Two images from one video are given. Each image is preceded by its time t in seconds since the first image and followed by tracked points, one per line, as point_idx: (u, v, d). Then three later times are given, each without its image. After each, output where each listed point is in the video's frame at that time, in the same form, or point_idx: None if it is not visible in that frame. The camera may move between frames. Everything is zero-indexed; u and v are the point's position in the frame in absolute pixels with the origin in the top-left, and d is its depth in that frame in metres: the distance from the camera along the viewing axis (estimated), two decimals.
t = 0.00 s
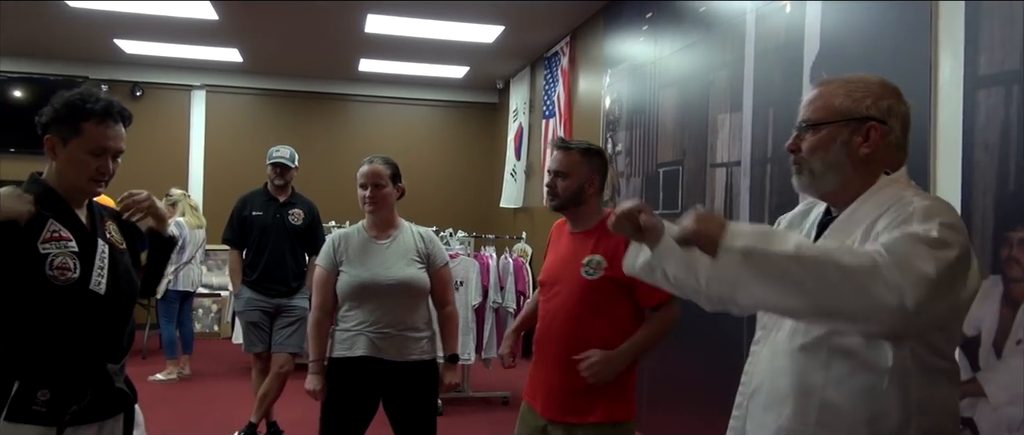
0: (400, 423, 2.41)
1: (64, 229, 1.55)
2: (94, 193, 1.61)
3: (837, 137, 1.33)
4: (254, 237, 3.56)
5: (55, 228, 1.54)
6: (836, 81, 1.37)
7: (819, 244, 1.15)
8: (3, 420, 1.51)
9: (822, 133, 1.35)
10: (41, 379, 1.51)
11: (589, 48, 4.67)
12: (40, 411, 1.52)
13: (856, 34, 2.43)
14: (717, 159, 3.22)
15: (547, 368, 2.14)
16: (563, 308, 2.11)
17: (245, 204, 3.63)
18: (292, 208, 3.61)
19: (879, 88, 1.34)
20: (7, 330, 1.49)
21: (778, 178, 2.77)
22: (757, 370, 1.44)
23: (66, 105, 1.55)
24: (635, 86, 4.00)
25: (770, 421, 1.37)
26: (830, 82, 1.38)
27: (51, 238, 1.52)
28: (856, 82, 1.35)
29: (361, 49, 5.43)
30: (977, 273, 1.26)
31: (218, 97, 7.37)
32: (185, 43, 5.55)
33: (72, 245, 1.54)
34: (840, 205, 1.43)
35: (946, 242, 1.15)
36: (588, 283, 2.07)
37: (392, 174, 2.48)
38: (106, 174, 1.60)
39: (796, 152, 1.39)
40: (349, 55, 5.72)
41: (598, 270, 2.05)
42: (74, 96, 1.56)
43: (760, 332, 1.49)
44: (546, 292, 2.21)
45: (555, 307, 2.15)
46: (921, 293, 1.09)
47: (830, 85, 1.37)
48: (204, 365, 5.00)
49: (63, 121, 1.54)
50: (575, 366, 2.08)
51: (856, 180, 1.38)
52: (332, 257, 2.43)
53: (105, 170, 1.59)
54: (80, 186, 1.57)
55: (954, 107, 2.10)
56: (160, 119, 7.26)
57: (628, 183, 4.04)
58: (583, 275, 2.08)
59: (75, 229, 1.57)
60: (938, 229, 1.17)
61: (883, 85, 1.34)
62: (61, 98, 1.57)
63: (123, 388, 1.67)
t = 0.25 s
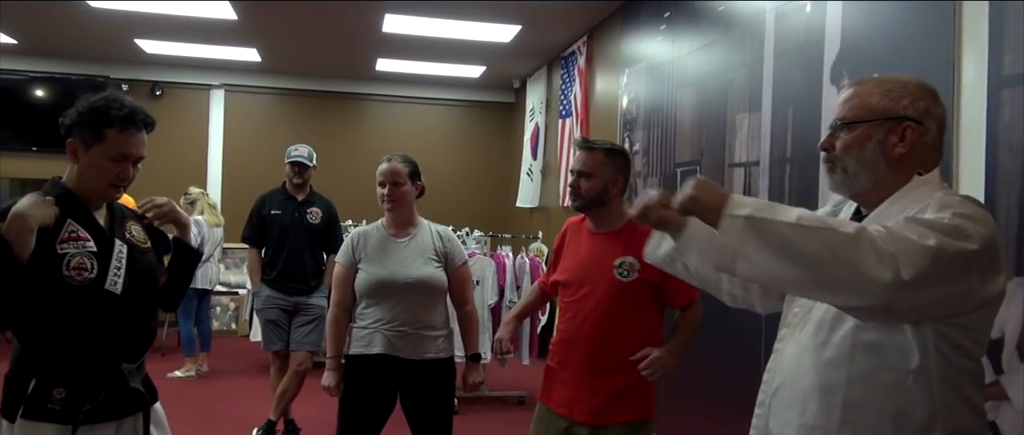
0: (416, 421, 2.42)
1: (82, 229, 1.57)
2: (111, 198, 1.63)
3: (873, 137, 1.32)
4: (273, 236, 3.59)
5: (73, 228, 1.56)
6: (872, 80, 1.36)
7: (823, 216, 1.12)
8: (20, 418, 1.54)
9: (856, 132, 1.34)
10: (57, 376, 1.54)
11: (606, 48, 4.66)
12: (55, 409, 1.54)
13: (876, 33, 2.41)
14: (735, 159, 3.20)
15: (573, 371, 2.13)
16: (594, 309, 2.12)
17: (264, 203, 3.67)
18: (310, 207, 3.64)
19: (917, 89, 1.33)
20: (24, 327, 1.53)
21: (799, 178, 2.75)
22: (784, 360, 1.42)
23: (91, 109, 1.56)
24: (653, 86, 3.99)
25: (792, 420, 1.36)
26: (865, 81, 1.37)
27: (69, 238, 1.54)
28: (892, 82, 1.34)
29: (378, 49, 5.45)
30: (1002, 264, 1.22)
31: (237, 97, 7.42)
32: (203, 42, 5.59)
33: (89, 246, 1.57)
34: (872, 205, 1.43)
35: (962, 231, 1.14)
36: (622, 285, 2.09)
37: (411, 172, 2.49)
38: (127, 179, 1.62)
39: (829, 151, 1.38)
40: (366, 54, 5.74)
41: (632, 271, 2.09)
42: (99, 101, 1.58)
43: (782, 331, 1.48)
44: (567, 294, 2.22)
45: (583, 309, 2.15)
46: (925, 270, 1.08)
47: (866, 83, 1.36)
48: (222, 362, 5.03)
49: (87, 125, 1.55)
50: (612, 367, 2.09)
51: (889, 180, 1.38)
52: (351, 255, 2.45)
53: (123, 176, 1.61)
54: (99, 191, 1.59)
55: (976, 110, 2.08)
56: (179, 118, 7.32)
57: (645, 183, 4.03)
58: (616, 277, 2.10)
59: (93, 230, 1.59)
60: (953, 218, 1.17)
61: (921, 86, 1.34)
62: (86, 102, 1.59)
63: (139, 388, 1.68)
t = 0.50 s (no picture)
0: (414, 419, 2.42)
1: (103, 229, 1.58)
2: (135, 198, 1.64)
3: (889, 141, 1.39)
4: (289, 235, 3.63)
5: (94, 227, 1.57)
6: (887, 85, 1.43)
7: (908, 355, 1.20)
8: (43, 416, 1.55)
9: (873, 138, 1.42)
10: (79, 374, 1.56)
11: (622, 46, 4.64)
12: (77, 406, 1.55)
13: (895, 32, 2.38)
14: (751, 158, 3.18)
15: (589, 367, 2.13)
16: (610, 305, 2.12)
17: (281, 202, 3.70)
18: (326, 206, 3.67)
19: (929, 90, 1.39)
20: (46, 321, 1.53)
21: (817, 177, 2.71)
22: (802, 354, 1.44)
23: (115, 111, 1.57)
24: (669, 85, 3.98)
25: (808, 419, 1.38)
26: (881, 87, 1.44)
27: (90, 237, 1.56)
28: (907, 85, 1.41)
29: (394, 48, 5.47)
30: None
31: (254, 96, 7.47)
32: (221, 42, 5.64)
33: (110, 245, 1.58)
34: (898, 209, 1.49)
35: (1003, 277, 1.19)
36: (640, 281, 2.09)
37: (423, 170, 2.49)
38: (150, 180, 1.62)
39: (849, 160, 1.47)
40: (382, 54, 5.76)
41: (649, 267, 2.08)
42: (124, 102, 1.58)
43: (804, 328, 1.51)
44: (584, 289, 2.21)
45: (600, 305, 2.14)
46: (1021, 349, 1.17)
47: (880, 89, 1.43)
48: (239, 360, 5.07)
49: (110, 127, 1.55)
50: (626, 362, 2.08)
51: (912, 183, 1.43)
52: (357, 247, 2.45)
53: (147, 177, 1.61)
54: (122, 191, 1.60)
55: (999, 105, 2.02)
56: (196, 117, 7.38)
57: (661, 182, 4.02)
58: (633, 273, 2.10)
59: (115, 229, 1.60)
60: (1003, 257, 1.21)
61: (934, 86, 1.39)
62: (111, 103, 1.59)
63: (160, 386, 1.69)
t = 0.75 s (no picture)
0: (425, 419, 2.43)
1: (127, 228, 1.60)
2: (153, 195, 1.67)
3: (896, 138, 1.41)
4: (308, 234, 3.68)
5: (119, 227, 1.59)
6: (894, 81, 1.45)
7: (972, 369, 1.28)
8: (65, 412, 1.57)
9: (881, 135, 1.44)
10: (101, 370, 1.58)
11: (639, 45, 4.63)
12: (99, 401, 1.58)
13: (915, 30, 2.35)
14: (771, 157, 3.16)
15: (605, 365, 2.13)
16: (625, 302, 2.11)
17: (300, 201, 3.76)
18: (344, 206, 3.72)
19: (938, 86, 1.40)
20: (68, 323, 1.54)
21: (838, 176, 2.69)
22: (817, 356, 1.50)
23: (131, 110, 1.59)
24: (688, 84, 3.95)
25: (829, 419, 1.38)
26: (889, 83, 1.46)
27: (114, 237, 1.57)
28: (915, 82, 1.43)
29: (411, 48, 5.48)
30: None
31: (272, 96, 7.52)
32: (239, 43, 5.68)
33: (135, 243, 1.60)
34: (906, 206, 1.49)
35: None
36: (655, 278, 2.07)
37: (440, 170, 2.49)
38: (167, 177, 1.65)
39: (857, 156, 1.49)
40: (399, 53, 5.78)
41: (664, 264, 2.07)
42: (140, 101, 1.61)
43: (816, 329, 1.54)
44: (601, 287, 2.22)
45: (615, 302, 2.14)
46: None
47: (888, 85, 1.45)
48: (258, 359, 5.11)
49: (126, 126, 1.58)
50: (640, 360, 2.07)
51: (919, 179, 1.43)
52: (371, 244, 2.45)
53: (164, 174, 1.64)
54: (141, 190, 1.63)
55: None
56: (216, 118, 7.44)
57: (680, 181, 4.00)
58: (648, 270, 2.09)
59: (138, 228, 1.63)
60: None
61: (944, 83, 1.41)
62: (126, 103, 1.62)
63: (179, 382, 1.71)
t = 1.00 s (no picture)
0: (467, 420, 2.43)
1: (162, 227, 1.63)
2: (187, 192, 1.69)
3: (940, 137, 1.38)
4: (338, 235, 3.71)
5: (154, 226, 1.62)
6: (939, 79, 1.42)
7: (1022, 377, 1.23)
8: (101, 407, 1.60)
9: (924, 134, 1.41)
10: (136, 367, 1.60)
11: (668, 44, 4.59)
12: (133, 398, 1.60)
13: (950, 26, 2.28)
14: (804, 157, 3.11)
15: (632, 368, 2.12)
16: (652, 305, 2.10)
17: (330, 202, 3.80)
18: (374, 207, 3.75)
19: (984, 85, 1.37)
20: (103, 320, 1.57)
21: (873, 176, 2.64)
22: (859, 362, 1.45)
23: (157, 110, 1.63)
24: (718, 83, 3.92)
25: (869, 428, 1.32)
26: (933, 81, 1.43)
27: (153, 236, 1.61)
28: (961, 80, 1.40)
29: (439, 48, 5.50)
30: None
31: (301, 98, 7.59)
32: (269, 45, 5.74)
33: (171, 243, 1.63)
34: (951, 208, 1.46)
35: None
36: (680, 281, 2.06)
37: (474, 170, 2.52)
38: (200, 172, 1.67)
39: (899, 156, 1.47)
40: (427, 55, 5.80)
41: (690, 267, 2.05)
42: (164, 101, 1.64)
43: (860, 336, 1.50)
44: (630, 290, 2.21)
45: (643, 305, 2.13)
46: None
47: (933, 84, 1.42)
48: (288, 358, 5.16)
49: (156, 124, 1.62)
50: (666, 364, 2.05)
51: (963, 181, 1.41)
52: (407, 246, 2.46)
53: (197, 168, 1.66)
54: (175, 185, 1.65)
55: None
56: (246, 119, 7.53)
57: (710, 181, 3.96)
58: (674, 272, 2.07)
59: (173, 227, 1.65)
60: None
61: (989, 81, 1.38)
62: (152, 104, 1.65)
63: (211, 381, 1.73)
